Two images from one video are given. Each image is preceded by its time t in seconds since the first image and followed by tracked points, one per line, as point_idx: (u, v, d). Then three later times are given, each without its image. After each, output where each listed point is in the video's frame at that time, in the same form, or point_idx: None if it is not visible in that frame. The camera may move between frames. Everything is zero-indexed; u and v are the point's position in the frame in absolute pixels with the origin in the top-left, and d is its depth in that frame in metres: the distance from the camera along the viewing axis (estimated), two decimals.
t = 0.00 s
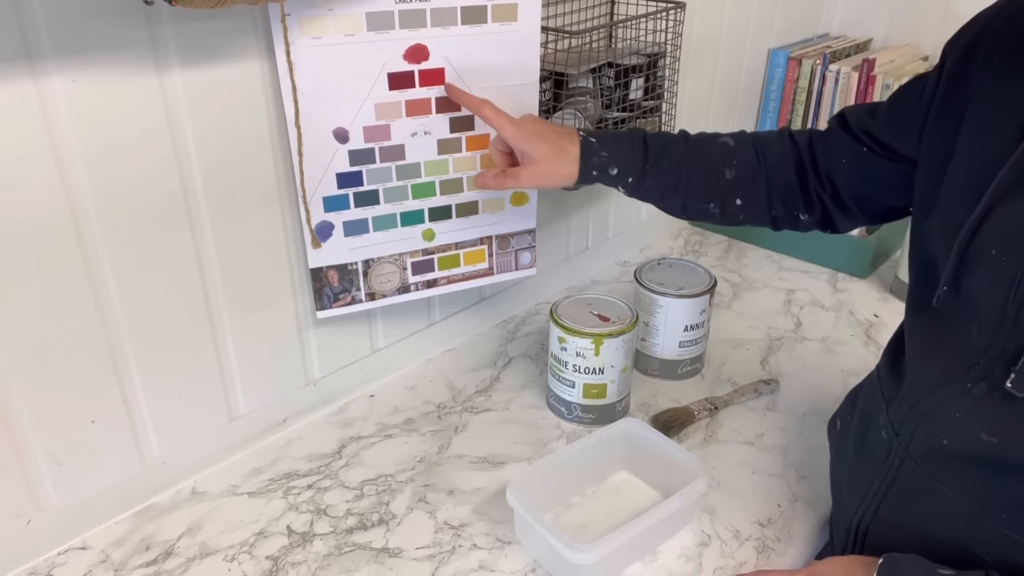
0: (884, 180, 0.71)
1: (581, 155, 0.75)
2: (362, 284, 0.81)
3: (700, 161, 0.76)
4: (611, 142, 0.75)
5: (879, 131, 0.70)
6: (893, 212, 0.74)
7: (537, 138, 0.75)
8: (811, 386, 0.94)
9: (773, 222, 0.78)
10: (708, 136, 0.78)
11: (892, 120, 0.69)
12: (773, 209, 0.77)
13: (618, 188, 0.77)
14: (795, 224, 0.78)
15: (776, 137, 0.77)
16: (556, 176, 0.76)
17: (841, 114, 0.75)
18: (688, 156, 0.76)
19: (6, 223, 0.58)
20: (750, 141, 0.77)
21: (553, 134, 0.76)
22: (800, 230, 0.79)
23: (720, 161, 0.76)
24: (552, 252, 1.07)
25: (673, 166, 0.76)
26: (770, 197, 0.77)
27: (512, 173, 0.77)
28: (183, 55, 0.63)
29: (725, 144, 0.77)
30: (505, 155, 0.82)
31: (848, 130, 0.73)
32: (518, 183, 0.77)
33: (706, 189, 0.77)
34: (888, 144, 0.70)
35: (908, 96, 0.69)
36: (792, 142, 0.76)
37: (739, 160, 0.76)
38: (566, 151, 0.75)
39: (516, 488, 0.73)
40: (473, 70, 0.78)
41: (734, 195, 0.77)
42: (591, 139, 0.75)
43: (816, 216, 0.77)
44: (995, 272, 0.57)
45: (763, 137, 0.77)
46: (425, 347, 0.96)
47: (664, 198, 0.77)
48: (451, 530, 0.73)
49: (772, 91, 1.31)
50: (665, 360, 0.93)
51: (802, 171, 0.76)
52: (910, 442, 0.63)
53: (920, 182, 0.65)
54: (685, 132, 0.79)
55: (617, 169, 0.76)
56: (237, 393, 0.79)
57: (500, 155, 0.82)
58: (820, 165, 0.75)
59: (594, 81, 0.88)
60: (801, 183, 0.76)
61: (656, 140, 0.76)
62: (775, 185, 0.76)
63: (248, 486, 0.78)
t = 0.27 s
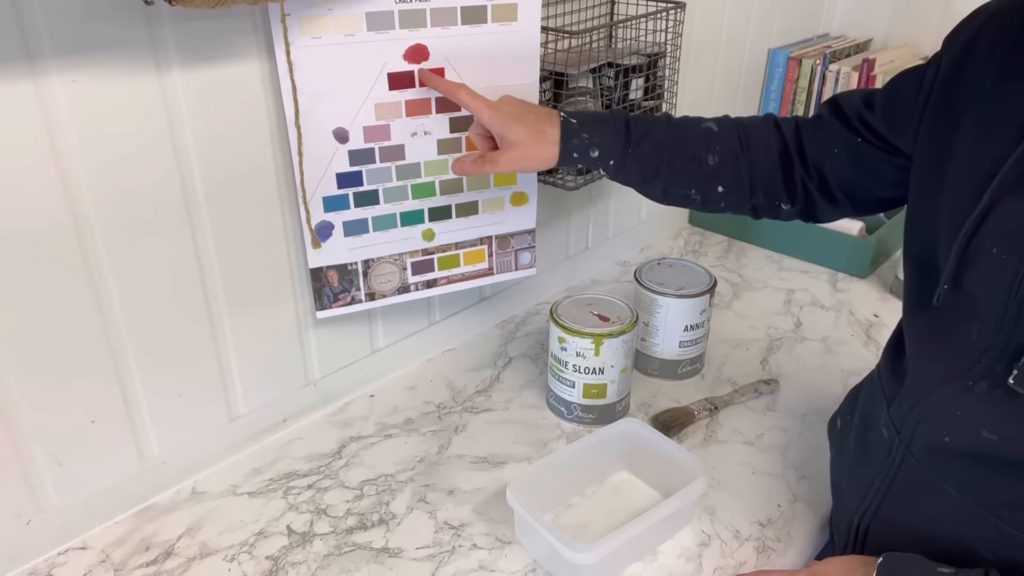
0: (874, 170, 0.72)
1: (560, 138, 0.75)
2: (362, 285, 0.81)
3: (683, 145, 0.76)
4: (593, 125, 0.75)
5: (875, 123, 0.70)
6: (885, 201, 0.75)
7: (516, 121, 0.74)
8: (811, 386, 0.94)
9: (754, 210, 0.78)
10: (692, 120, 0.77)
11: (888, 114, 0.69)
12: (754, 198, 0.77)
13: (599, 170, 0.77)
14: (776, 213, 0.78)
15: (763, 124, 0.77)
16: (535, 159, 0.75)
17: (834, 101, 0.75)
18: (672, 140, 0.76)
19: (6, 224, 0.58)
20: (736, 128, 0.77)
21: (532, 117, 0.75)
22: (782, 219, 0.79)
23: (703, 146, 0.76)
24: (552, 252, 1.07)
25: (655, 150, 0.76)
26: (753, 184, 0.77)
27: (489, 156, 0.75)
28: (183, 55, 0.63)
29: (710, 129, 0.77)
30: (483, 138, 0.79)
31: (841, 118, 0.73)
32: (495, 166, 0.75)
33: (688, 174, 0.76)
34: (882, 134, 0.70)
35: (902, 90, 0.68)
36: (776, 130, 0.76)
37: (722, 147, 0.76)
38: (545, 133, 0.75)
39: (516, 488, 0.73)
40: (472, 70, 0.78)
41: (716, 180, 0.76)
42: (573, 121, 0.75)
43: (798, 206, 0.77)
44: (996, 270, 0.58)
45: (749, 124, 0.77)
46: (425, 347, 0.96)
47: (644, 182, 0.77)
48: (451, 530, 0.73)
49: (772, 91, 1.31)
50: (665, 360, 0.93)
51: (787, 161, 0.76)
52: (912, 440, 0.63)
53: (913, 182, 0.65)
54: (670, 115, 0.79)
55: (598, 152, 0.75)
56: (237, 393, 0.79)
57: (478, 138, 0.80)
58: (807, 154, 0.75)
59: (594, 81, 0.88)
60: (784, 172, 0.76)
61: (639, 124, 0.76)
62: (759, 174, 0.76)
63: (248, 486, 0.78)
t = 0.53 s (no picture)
0: (892, 188, 0.71)
1: (596, 170, 0.76)
2: (362, 285, 0.81)
3: (716, 173, 0.76)
4: (628, 156, 0.76)
5: (887, 140, 0.70)
6: (899, 220, 0.74)
7: (555, 156, 0.76)
8: (811, 386, 0.94)
9: (789, 232, 0.78)
10: (723, 148, 0.77)
11: (899, 129, 0.69)
12: (788, 220, 0.77)
13: (636, 200, 0.77)
14: (811, 235, 0.77)
15: (791, 148, 0.77)
16: (573, 191, 0.76)
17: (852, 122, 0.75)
18: (704, 169, 0.76)
19: (6, 223, 0.58)
20: (765, 154, 0.77)
21: (571, 151, 0.76)
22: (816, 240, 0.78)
23: (736, 174, 0.76)
24: (552, 252, 1.07)
25: (689, 179, 0.76)
26: (788, 208, 0.76)
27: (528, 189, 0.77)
28: (183, 55, 0.63)
29: (741, 156, 0.76)
30: (523, 172, 0.82)
31: (856, 139, 0.73)
32: (534, 199, 0.77)
33: (722, 202, 0.76)
34: (894, 153, 0.70)
35: (913, 104, 0.69)
36: (803, 152, 0.76)
37: (755, 172, 0.76)
38: (581, 165, 0.76)
39: (516, 488, 0.73)
40: (472, 70, 0.78)
41: (750, 207, 0.76)
42: (608, 154, 0.76)
43: (830, 226, 0.76)
44: (999, 270, 0.58)
45: (776, 149, 0.77)
46: (425, 348, 0.96)
47: (681, 212, 0.77)
48: (450, 530, 0.73)
49: (772, 91, 1.31)
50: (665, 360, 0.93)
51: (814, 182, 0.75)
52: (914, 440, 0.63)
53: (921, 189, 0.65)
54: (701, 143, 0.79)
55: (634, 182, 0.76)
56: (237, 393, 0.79)
57: (518, 172, 0.82)
58: (831, 176, 0.74)
59: (594, 81, 0.88)
60: (813, 194, 0.75)
61: (673, 154, 0.76)
62: (790, 197, 0.76)
63: (248, 486, 0.78)
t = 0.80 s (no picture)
0: (894, 187, 0.71)
1: (592, 171, 0.75)
2: (362, 284, 0.81)
3: (712, 173, 0.76)
4: (624, 157, 0.75)
5: (890, 138, 0.70)
6: (902, 220, 0.74)
7: (549, 157, 0.75)
8: (811, 386, 0.94)
9: (785, 232, 0.78)
10: (718, 148, 0.77)
11: (903, 127, 0.69)
12: (785, 221, 0.77)
13: (630, 200, 0.77)
14: (807, 235, 0.77)
15: (787, 146, 0.77)
16: (570, 193, 0.76)
17: (851, 122, 0.75)
18: (701, 169, 0.75)
19: (6, 223, 0.58)
20: (761, 152, 0.77)
21: (565, 152, 0.76)
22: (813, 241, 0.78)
23: (732, 173, 0.75)
24: (552, 252, 1.07)
25: (686, 179, 0.75)
26: (784, 208, 0.76)
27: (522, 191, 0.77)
28: (184, 54, 0.63)
29: (738, 155, 0.76)
30: (517, 172, 0.82)
31: (858, 138, 0.73)
32: (528, 201, 0.77)
33: (718, 202, 0.76)
34: (899, 152, 0.70)
35: (917, 102, 0.69)
36: (801, 150, 0.76)
37: (751, 171, 0.76)
38: (577, 166, 0.75)
39: (516, 487, 0.73)
40: (472, 70, 0.78)
41: (747, 207, 0.76)
42: (604, 154, 0.76)
43: (828, 226, 0.76)
44: (1002, 270, 0.58)
45: (773, 147, 0.77)
46: (425, 348, 0.96)
47: (676, 211, 0.77)
48: (450, 530, 0.73)
49: (772, 91, 1.31)
50: (665, 360, 0.93)
51: (813, 181, 0.75)
52: (916, 440, 0.63)
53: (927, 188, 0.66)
54: (695, 143, 0.79)
55: (629, 182, 0.75)
56: (237, 393, 0.79)
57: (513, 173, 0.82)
58: (831, 175, 0.74)
59: (594, 81, 0.88)
60: (812, 193, 0.75)
61: (669, 153, 0.76)
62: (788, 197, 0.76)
63: (248, 486, 0.78)
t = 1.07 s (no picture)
0: (885, 176, 0.71)
1: (578, 151, 0.74)
2: (362, 284, 0.81)
3: (696, 159, 0.76)
4: (608, 140, 0.75)
5: (885, 129, 0.70)
6: (894, 209, 0.74)
7: (537, 133, 0.74)
8: (811, 386, 0.94)
9: (771, 219, 0.78)
10: (704, 133, 0.77)
11: (898, 118, 0.69)
12: (770, 207, 0.77)
13: (614, 185, 0.77)
14: (793, 222, 0.78)
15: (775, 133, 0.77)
16: (553, 172, 0.75)
17: (844, 110, 0.74)
18: (685, 155, 0.76)
19: (6, 223, 0.58)
20: (748, 139, 0.77)
21: (553, 130, 0.75)
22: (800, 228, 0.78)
23: (717, 159, 0.76)
24: (552, 252, 1.07)
25: (669, 164, 0.76)
26: (768, 195, 0.76)
27: (506, 166, 0.75)
28: (184, 55, 0.63)
29: (724, 141, 0.76)
30: (500, 147, 0.80)
31: (851, 127, 0.73)
32: (511, 176, 0.76)
33: (703, 188, 0.76)
34: (893, 143, 0.70)
35: (912, 93, 0.69)
36: (790, 138, 0.76)
37: (736, 158, 0.76)
38: (563, 146, 0.74)
39: (516, 488, 0.73)
40: (472, 70, 0.78)
41: (731, 194, 0.76)
42: (589, 135, 0.75)
43: (814, 215, 0.76)
44: (1005, 273, 0.58)
45: (761, 134, 0.77)
46: (425, 347, 0.96)
47: (658, 196, 0.77)
48: (451, 530, 0.73)
49: (772, 91, 1.31)
50: (665, 360, 0.93)
51: (801, 170, 0.75)
52: (918, 442, 0.63)
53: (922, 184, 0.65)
54: (680, 129, 0.79)
55: (613, 166, 0.75)
56: (237, 393, 0.79)
57: (495, 147, 0.80)
58: (820, 164, 0.74)
59: (594, 81, 0.88)
60: (798, 181, 0.75)
61: (653, 138, 0.76)
62: (773, 184, 0.76)
63: (248, 486, 0.78)
